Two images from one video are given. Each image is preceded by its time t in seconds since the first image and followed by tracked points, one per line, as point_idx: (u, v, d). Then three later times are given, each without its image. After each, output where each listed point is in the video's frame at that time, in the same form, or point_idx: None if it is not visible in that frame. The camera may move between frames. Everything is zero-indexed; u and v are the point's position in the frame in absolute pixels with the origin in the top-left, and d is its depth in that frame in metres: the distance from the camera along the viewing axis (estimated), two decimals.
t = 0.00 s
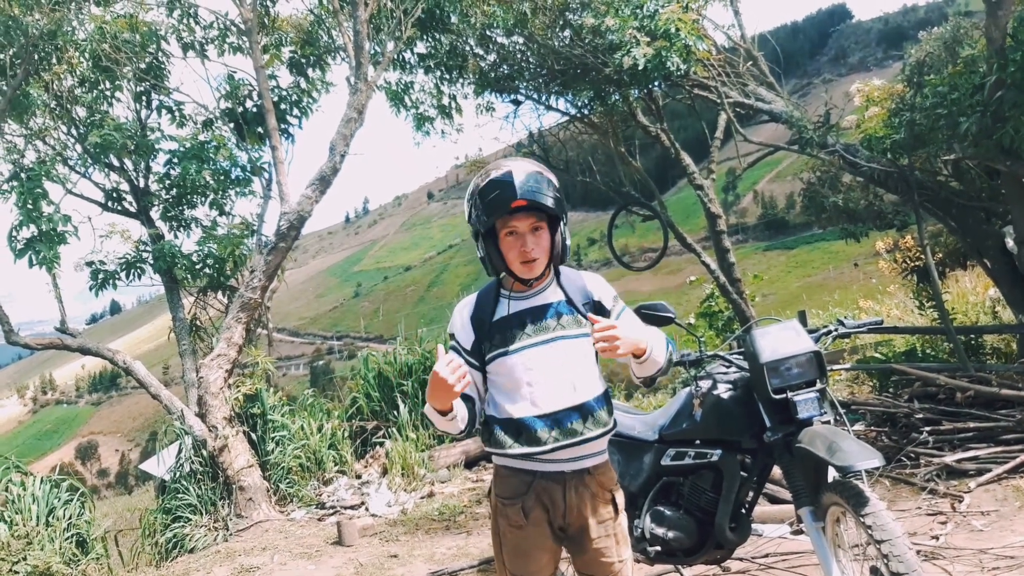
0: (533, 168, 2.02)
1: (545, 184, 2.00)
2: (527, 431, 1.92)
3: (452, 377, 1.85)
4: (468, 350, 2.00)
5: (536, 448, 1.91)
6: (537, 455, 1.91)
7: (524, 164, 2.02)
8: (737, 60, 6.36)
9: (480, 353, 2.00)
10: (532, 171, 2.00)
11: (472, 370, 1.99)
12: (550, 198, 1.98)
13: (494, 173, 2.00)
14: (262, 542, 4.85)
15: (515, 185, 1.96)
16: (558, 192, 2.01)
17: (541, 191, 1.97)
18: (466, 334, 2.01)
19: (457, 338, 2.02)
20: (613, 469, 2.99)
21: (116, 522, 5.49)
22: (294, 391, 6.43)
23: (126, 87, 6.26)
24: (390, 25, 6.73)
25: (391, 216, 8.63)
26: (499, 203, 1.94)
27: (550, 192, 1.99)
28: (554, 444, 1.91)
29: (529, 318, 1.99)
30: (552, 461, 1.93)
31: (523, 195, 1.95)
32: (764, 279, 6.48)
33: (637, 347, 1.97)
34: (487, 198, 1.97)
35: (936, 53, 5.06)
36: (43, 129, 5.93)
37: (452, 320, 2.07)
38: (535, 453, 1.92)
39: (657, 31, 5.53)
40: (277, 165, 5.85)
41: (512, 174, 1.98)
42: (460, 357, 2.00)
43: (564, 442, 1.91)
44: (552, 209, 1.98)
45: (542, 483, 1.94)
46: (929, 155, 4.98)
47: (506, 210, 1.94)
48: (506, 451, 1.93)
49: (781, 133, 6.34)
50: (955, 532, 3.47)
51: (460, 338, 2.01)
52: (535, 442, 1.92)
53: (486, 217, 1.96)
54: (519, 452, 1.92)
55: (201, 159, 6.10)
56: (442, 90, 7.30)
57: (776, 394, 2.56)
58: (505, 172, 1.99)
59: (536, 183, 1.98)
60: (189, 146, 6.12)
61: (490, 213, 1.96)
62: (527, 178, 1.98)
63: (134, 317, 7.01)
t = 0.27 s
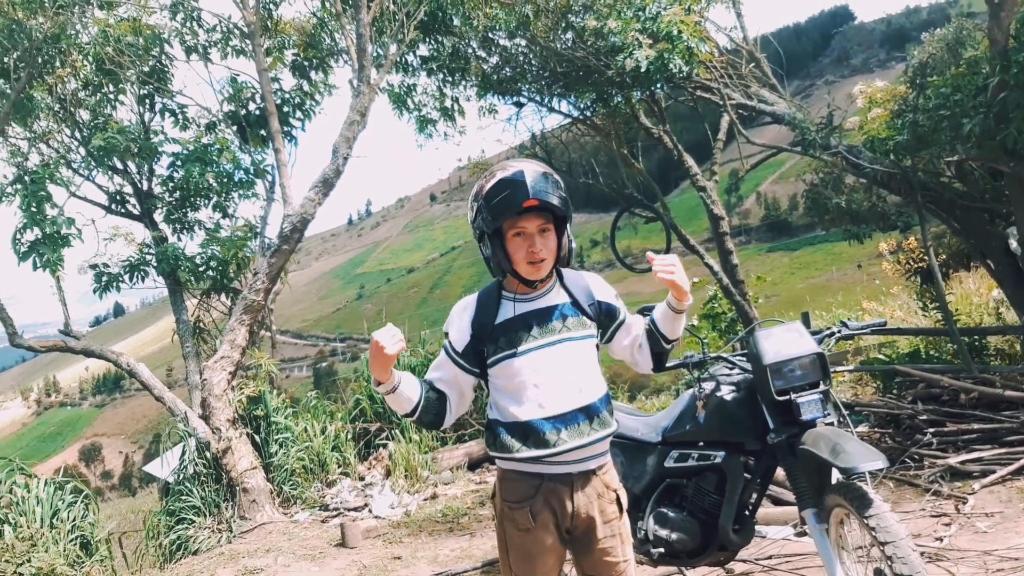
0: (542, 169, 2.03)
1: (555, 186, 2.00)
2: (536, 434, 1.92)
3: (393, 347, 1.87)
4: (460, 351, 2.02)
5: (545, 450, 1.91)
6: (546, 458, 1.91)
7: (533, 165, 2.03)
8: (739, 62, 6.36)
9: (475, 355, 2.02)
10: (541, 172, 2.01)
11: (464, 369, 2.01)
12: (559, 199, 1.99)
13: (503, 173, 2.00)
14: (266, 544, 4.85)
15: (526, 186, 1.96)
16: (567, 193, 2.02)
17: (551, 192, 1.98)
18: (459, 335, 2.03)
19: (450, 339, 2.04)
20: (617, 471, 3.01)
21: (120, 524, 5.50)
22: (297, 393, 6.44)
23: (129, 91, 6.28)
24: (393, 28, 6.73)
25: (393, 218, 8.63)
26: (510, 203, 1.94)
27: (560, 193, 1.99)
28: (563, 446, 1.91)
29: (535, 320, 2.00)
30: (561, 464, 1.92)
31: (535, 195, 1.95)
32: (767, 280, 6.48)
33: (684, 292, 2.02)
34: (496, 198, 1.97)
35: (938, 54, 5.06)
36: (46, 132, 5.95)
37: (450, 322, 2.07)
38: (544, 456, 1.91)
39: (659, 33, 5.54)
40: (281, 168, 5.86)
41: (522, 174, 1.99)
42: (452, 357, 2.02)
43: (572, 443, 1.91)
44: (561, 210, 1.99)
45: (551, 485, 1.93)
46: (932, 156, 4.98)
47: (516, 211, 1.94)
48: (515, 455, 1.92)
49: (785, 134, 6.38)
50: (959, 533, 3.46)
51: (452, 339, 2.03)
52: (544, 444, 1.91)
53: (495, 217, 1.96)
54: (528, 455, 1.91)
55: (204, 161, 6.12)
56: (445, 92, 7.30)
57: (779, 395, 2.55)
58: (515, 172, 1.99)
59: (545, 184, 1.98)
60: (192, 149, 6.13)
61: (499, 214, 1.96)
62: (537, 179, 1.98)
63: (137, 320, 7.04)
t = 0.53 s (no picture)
0: (533, 168, 2.03)
1: (546, 185, 2.01)
2: (531, 431, 1.93)
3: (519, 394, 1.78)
4: (465, 353, 1.98)
5: (541, 447, 1.93)
6: (541, 454, 1.93)
7: (523, 164, 2.03)
8: (736, 60, 6.36)
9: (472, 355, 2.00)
10: (532, 171, 2.01)
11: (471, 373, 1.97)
12: (549, 198, 2.00)
13: (494, 172, 2.00)
14: (262, 541, 4.85)
15: (517, 183, 1.96)
16: (557, 192, 2.03)
17: (542, 190, 1.98)
18: (463, 337, 1.99)
19: (453, 342, 2.00)
20: (613, 468, 3.01)
21: (117, 521, 5.50)
22: (294, 391, 6.44)
23: (126, 87, 6.26)
24: (390, 25, 6.72)
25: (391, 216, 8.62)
26: (501, 201, 1.95)
27: (550, 192, 2.00)
28: (558, 442, 1.93)
29: (527, 317, 2.00)
30: (556, 460, 1.94)
31: (525, 194, 1.95)
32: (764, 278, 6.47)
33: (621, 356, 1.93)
34: (487, 196, 1.97)
35: (935, 52, 5.06)
36: (43, 129, 5.94)
37: (447, 323, 2.03)
38: (540, 452, 1.93)
39: (657, 30, 5.53)
40: (277, 165, 5.85)
41: (513, 173, 1.99)
42: (458, 360, 1.98)
43: (568, 439, 1.94)
44: (551, 209, 2.00)
45: (547, 482, 1.94)
46: (928, 154, 4.98)
47: (507, 208, 1.95)
48: (510, 451, 1.93)
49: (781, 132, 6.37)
50: (954, 531, 3.47)
51: (456, 341, 1.99)
52: (540, 440, 1.93)
53: (485, 215, 1.97)
54: (523, 452, 1.93)
55: (201, 158, 6.11)
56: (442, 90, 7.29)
57: (776, 392, 2.56)
58: (506, 170, 2.00)
59: (536, 182, 1.99)
60: (189, 146, 6.12)
61: (490, 212, 1.96)
62: (528, 177, 1.99)
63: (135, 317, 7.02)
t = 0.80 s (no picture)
0: (522, 168, 2.04)
1: (535, 184, 2.02)
2: (527, 433, 1.94)
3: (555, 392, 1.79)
4: (465, 354, 1.97)
5: (536, 449, 1.93)
6: (536, 456, 1.93)
7: (512, 164, 2.05)
8: (733, 62, 6.35)
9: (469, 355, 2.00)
10: (521, 170, 2.03)
11: (469, 373, 1.97)
12: (538, 197, 2.01)
13: (483, 172, 2.02)
14: (257, 542, 4.83)
15: (505, 182, 1.98)
16: (546, 191, 2.03)
17: (531, 189, 1.99)
18: (462, 337, 1.98)
19: (451, 341, 1.98)
20: (609, 469, 3.00)
21: (112, 522, 5.49)
22: (290, 392, 6.43)
23: (122, 87, 6.25)
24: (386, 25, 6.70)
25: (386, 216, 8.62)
26: (490, 200, 1.96)
27: (539, 191, 2.01)
28: (554, 444, 1.94)
29: (522, 318, 2.00)
30: (551, 462, 1.94)
31: (514, 192, 1.97)
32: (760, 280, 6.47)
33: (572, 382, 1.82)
34: (476, 197, 1.98)
35: (931, 54, 5.08)
36: (38, 128, 5.93)
37: (443, 324, 2.02)
38: (535, 453, 1.94)
39: (653, 31, 5.54)
40: (273, 165, 5.84)
41: (502, 172, 2.00)
42: (458, 360, 1.96)
43: (563, 441, 1.94)
44: (541, 208, 2.01)
45: (543, 483, 1.94)
46: (924, 156, 4.99)
47: (496, 207, 1.96)
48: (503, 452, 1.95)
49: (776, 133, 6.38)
50: (949, 532, 3.47)
51: (454, 340, 1.98)
52: (535, 442, 1.93)
53: (475, 216, 1.98)
54: (519, 454, 1.94)
55: (196, 158, 6.09)
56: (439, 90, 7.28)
57: (771, 393, 2.56)
58: (495, 171, 2.01)
59: (524, 181, 2.00)
60: (185, 146, 6.11)
61: (480, 211, 1.97)
62: (517, 177, 2.00)
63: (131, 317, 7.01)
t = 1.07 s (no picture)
0: (522, 168, 1.99)
1: (536, 185, 1.97)
2: (528, 439, 1.87)
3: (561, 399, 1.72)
4: (466, 357, 1.92)
5: (537, 455, 1.87)
6: (538, 462, 1.87)
7: (513, 165, 2.00)
8: (736, 61, 6.20)
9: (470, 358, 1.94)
10: (521, 171, 1.97)
11: (470, 377, 1.91)
12: (539, 199, 1.95)
13: (483, 173, 1.97)
14: (255, 548, 4.77)
15: (505, 184, 1.93)
16: (547, 193, 1.98)
17: (531, 191, 1.94)
18: (463, 340, 1.92)
19: (451, 344, 1.92)
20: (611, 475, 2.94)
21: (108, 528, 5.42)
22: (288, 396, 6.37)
23: (118, 88, 6.19)
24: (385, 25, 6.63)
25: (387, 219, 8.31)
26: (490, 202, 1.91)
27: (540, 192, 1.96)
28: (556, 449, 1.87)
29: (522, 321, 1.95)
30: (552, 469, 1.87)
31: (514, 194, 1.91)
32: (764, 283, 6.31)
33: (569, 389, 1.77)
34: (475, 199, 1.93)
35: (937, 54, 5.02)
36: (34, 130, 5.86)
37: (443, 326, 1.95)
38: (537, 459, 1.87)
39: (656, 32, 5.55)
40: (271, 167, 5.77)
41: (502, 174, 1.95)
42: (459, 364, 1.90)
43: (564, 446, 1.88)
44: (542, 210, 1.96)
45: (543, 490, 1.88)
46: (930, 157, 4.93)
47: (495, 210, 1.91)
48: (504, 458, 1.88)
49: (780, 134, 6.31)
50: (958, 539, 3.41)
51: (455, 343, 1.92)
52: (536, 448, 1.87)
53: (474, 218, 1.92)
54: (522, 459, 1.87)
55: (193, 160, 6.03)
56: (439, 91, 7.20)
57: (776, 399, 2.49)
58: (495, 172, 1.96)
59: (525, 183, 1.95)
60: (182, 147, 6.05)
61: (479, 214, 1.91)
62: (517, 178, 1.95)
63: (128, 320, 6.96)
